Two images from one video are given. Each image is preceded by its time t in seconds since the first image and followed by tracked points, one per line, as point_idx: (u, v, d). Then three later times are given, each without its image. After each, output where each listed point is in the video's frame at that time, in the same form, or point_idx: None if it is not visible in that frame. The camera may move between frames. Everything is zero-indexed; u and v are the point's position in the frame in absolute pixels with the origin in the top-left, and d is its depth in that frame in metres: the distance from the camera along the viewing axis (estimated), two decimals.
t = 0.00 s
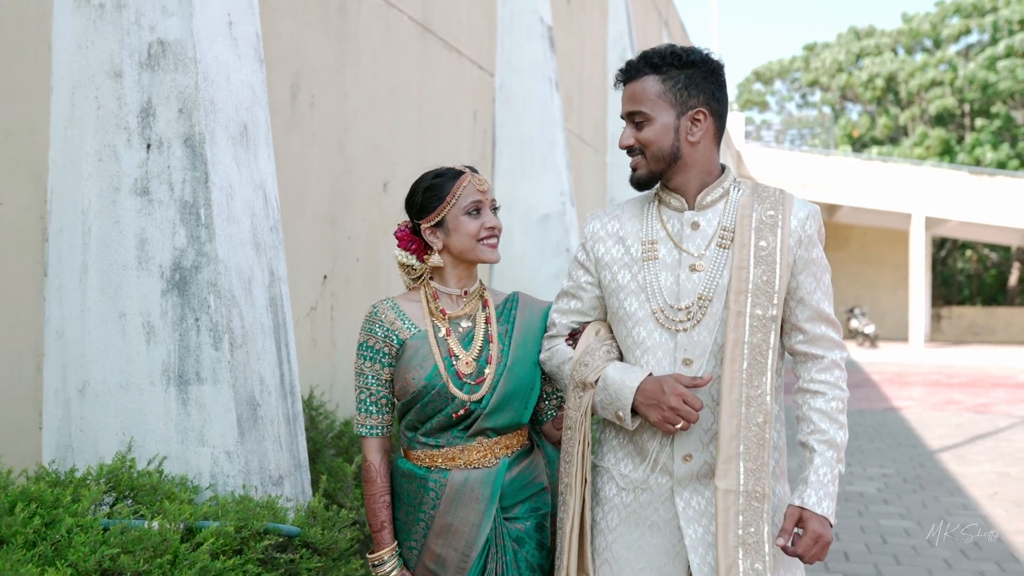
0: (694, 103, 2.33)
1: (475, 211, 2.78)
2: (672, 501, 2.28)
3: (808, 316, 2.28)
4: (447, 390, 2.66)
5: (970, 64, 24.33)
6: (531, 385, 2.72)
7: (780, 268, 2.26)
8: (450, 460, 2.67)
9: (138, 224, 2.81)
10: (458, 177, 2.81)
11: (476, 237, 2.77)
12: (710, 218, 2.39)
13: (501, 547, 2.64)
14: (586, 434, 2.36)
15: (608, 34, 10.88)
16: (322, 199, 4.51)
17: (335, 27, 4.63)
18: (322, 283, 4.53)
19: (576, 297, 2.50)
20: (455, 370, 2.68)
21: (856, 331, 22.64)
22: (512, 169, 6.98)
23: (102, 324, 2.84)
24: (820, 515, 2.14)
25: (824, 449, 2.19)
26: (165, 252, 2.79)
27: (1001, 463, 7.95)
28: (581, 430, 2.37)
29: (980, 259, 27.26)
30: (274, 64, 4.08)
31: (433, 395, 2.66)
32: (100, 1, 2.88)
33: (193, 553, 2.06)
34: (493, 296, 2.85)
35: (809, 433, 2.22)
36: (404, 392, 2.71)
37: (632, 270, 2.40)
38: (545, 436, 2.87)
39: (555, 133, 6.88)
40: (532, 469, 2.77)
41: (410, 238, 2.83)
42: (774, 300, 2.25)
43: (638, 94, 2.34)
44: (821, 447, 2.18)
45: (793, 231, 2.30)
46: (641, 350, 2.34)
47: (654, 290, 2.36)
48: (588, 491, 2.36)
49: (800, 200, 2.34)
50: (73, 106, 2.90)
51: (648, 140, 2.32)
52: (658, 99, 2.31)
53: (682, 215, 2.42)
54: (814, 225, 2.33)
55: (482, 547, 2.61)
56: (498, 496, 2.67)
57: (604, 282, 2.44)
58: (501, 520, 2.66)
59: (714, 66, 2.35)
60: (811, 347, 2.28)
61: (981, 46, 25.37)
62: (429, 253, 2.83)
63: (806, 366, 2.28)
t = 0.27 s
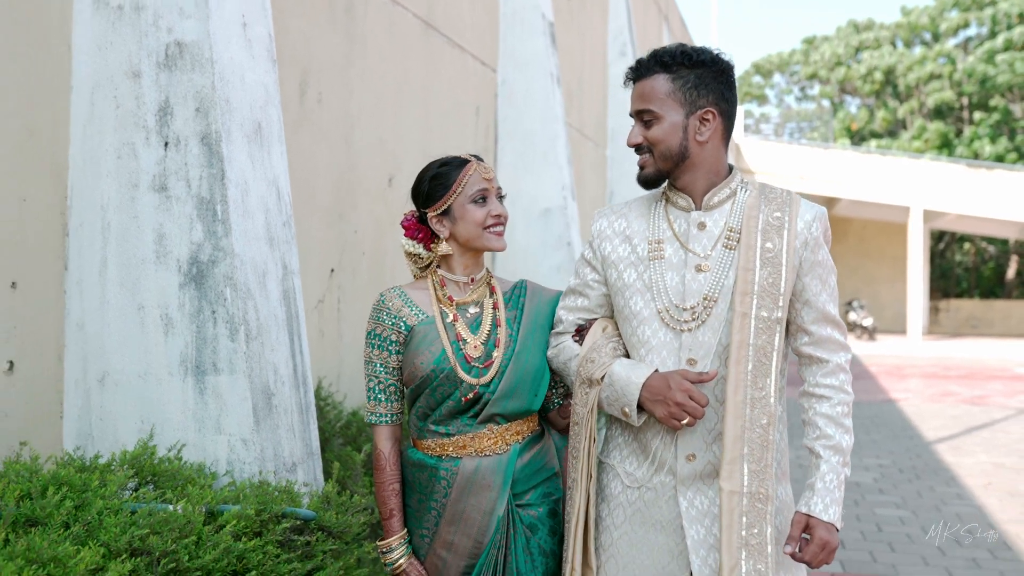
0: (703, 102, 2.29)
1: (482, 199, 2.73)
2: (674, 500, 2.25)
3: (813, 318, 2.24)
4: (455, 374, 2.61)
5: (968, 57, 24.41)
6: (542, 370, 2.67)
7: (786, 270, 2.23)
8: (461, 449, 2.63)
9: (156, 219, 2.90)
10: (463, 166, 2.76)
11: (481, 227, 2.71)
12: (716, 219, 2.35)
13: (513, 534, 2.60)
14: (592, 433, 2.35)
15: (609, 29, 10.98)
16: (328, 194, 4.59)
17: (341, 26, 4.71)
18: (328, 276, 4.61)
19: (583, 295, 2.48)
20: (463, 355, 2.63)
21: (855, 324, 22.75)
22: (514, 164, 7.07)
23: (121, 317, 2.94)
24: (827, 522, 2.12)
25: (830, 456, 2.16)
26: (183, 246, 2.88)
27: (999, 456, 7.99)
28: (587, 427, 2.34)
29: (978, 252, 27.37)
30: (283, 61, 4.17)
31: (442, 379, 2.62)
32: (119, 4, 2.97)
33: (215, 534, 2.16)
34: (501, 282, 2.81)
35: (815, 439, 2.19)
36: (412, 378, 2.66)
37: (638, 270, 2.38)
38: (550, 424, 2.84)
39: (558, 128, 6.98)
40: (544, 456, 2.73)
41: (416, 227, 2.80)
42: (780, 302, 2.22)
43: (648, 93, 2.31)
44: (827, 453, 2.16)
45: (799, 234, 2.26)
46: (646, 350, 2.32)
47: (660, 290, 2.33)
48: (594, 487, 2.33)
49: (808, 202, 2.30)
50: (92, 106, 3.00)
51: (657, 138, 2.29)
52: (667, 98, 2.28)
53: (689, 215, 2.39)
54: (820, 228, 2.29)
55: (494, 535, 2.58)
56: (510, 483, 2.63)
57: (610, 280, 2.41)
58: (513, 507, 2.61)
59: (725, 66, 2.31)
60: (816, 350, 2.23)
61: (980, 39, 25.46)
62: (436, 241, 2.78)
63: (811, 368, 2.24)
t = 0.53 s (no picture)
0: (714, 102, 2.27)
1: (488, 187, 2.80)
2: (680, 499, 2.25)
3: (822, 321, 2.23)
4: (465, 361, 2.69)
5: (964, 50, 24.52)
6: (553, 358, 2.75)
7: (795, 272, 2.21)
8: (471, 436, 2.70)
9: (173, 215, 3.01)
10: (469, 156, 2.83)
11: (488, 214, 2.79)
12: (726, 220, 2.35)
13: (520, 523, 2.67)
14: (600, 430, 2.35)
15: (607, 24, 11.08)
16: (333, 188, 4.69)
17: (346, 24, 4.81)
18: (333, 269, 4.72)
19: (593, 293, 2.50)
20: (473, 342, 2.71)
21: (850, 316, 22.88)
22: (514, 160, 7.18)
23: (138, 309, 3.04)
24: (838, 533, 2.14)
25: (837, 466, 2.16)
26: (198, 241, 2.98)
27: (993, 448, 8.07)
28: (596, 426, 2.35)
29: (974, 245, 27.51)
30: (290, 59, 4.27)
31: (451, 366, 2.70)
32: (136, 6, 3.07)
33: (236, 516, 2.26)
34: (509, 271, 2.89)
35: (822, 449, 2.18)
36: (421, 365, 2.74)
37: (648, 269, 2.37)
38: (556, 414, 2.94)
39: (558, 124, 7.11)
40: (551, 444, 2.82)
41: (424, 218, 2.86)
42: (788, 304, 2.20)
43: (658, 92, 2.29)
44: (834, 464, 2.15)
45: (810, 236, 2.25)
46: (654, 348, 2.32)
47: (669, 290, 2.32)
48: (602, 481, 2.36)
49: (818, 204, 2.28)
50: (111, 105, 3.10)
51: (667, 138, 2.28)
52: (677, 98, 2.27)
53: (699, 215, 2.38)
54: (831, 231, 2.27)
55: (502, 521, 2.65)
56: (519, 469, 2.70)
57: (620, 279, 2.42)
58: (520, 494, 2.69)
59: (734, 66, 2.31)
60: (823, 354, 2.22)
61: (976, 32, 25.58)
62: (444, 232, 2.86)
63: (817, 373, 2.23)
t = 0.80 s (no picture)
0: (722, 89, 2.39)
1: (490, 179, 2.90)
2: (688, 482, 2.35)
3: (826, 306, 2.33)
4: (469, 354, 2.79)
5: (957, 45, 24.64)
6: (556, 350, 2.84)
7: (801, 256, 2.33)
8: (476, 424, 2.81)
9: (185, 212, 3.11)
10: (473, 149, 2.92)
11: (490, 208, 2.88)
12: (732, 205, 2.45)
13: (522, 508, 2.80)
14: (606, 411, 2.45)
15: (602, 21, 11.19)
16: (337, 185, 4.81)
17: (349, 25, 4.92)
18: (337, 264, 4.84)
19: (601, 278, 2.60)
20: (477, 336, 2.81)
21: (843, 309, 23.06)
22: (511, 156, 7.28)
23: (152, 302, 3.15)
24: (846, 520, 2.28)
25: (843, 454, 2.27)
26: (211, 236, 3.09)
27: (982, 438, 8.24)
28: (602, 405, 2.46)
29: (966, 239, 27.69)
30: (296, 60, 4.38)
31: (456, 359, 2.80)
32: (149, 9, 3.17)
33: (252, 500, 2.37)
34: (512, 266, 2.99)
35: (828, 439, 2.30)
36: (426, 357, 2.84)
37: (654, 253, 2.48)
38: (561, 403, 3.03)
39: (554, 121, 7.20)
40: (553, 435, 2.93)
41: (429, 211, 2.97)
42: (793, 288, 2.32)
43: (667, 79, 2.40)
44: (840, 453, 2.27)
45: (815, 221, 2.36)
46: (661, 331, 2.42)
47: (677, 274, 2.42)
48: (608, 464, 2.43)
49: (823, 190, 2.41)
50: (124, 105, 3.20)
51: (675, 123, 2.39)
52: (686, 84, 2.38)
53: (706, 200, 2.49)
54: (835, 215, 2.39)
55: (503, 507, 2.77)
56: (521, 458, 2.81)
57: (627, 263, 2.52)
58: (525, 483, 2.82)
59: (744, 54, 2.42)
60: (826, 340, 2.33)
61: (969, 27, 25.69)
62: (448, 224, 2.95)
63: (819, 359, 2.34)
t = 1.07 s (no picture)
0: (718, 83, 2.36)
1: (489, 176, 2.86)
2: (685, 472, 2.34)
3: (822, 296, 2.30)
4: (468, 348, 2.75)
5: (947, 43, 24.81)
6: (552, 343, 2.81)
7: (795, 249, 2.30)
8: (474, 416, 2.77)
9: (193, 210, 3.21)
10: (471, 147, 2.88)
11: (489, 204, 2.84)
12: (727, 199, 2.41)
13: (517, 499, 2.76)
14: (598, 398, 2.43)
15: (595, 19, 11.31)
16: (336, 182, 4.91)
17: (348, 25, 5.02)
18: (336, 260, 4.94)
19: (597, 269, 2.58)
20: (476, 330, 2.77)
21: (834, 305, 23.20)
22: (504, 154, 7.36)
23: (161, 298, 3.25)
24: (846, 508, 2.23)
25: (842, 442, 2.24)
26: (218, 233, 3.19)
27: (969, 431, 8.34)
28: (595, 390, 2.43)
29: (956, 235, 27.88)
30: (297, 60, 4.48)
31: (454, 352, 2.76)
32: (157, 13, 3.27)
33: (262, 485, 2.48)
34: (512, 260, 2.93)
35: (828, 426, 2.26)
36: (425, 351, 2.80)
37: (652, 247, 2.45)
38: (560, 394, 2.99)
39: (548, 118, 7.29)
40: (550, 429, 2.89)
41: (428, 207, 2.91)
42: (788, 280, 2.29)
43: (663, 73, 2.38)
44: (840, 440, 2.24)
45: (809, 214, 2.33)
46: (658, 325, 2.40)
47: (675, 266, 2.40)
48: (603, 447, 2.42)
49: (818, 182, 2.37)
50: (133, 106, 3.30)
51: (671, 117, 2.36)
52: (682, 78, 2.35)
53: (701, 193, 2.45)
54: (830, 207, 2.36)
55: (500, 497, 2.73)
56: (518, 451, 2.77)
57: (624, 257, 2.49)
58: (520, 476, 2.77)
59: (739, 48, 2.39)
60: (824, 329, 2.30)
61: (959, 24, 25.87)
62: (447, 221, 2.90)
63: (818, 348, 2.31)
